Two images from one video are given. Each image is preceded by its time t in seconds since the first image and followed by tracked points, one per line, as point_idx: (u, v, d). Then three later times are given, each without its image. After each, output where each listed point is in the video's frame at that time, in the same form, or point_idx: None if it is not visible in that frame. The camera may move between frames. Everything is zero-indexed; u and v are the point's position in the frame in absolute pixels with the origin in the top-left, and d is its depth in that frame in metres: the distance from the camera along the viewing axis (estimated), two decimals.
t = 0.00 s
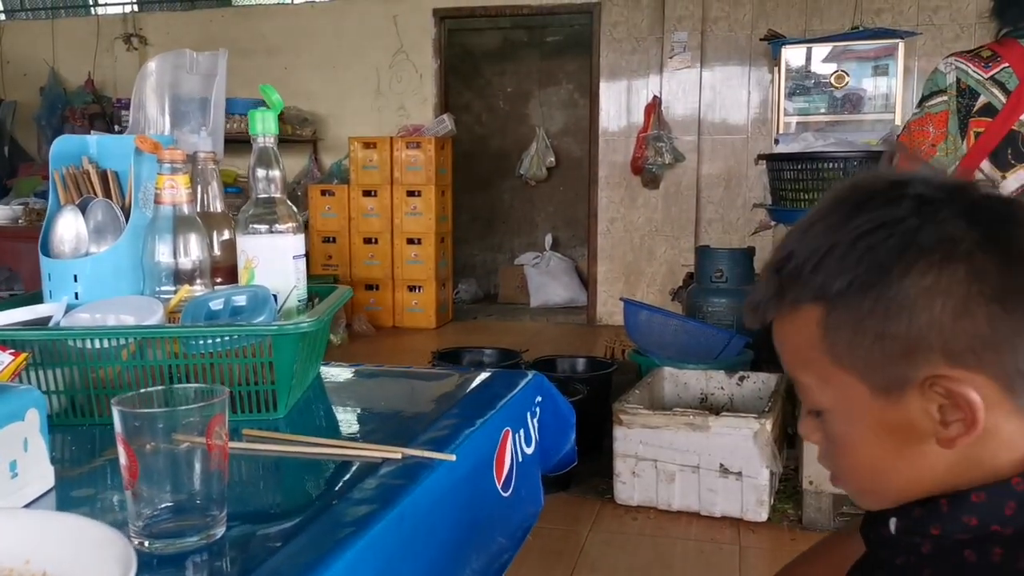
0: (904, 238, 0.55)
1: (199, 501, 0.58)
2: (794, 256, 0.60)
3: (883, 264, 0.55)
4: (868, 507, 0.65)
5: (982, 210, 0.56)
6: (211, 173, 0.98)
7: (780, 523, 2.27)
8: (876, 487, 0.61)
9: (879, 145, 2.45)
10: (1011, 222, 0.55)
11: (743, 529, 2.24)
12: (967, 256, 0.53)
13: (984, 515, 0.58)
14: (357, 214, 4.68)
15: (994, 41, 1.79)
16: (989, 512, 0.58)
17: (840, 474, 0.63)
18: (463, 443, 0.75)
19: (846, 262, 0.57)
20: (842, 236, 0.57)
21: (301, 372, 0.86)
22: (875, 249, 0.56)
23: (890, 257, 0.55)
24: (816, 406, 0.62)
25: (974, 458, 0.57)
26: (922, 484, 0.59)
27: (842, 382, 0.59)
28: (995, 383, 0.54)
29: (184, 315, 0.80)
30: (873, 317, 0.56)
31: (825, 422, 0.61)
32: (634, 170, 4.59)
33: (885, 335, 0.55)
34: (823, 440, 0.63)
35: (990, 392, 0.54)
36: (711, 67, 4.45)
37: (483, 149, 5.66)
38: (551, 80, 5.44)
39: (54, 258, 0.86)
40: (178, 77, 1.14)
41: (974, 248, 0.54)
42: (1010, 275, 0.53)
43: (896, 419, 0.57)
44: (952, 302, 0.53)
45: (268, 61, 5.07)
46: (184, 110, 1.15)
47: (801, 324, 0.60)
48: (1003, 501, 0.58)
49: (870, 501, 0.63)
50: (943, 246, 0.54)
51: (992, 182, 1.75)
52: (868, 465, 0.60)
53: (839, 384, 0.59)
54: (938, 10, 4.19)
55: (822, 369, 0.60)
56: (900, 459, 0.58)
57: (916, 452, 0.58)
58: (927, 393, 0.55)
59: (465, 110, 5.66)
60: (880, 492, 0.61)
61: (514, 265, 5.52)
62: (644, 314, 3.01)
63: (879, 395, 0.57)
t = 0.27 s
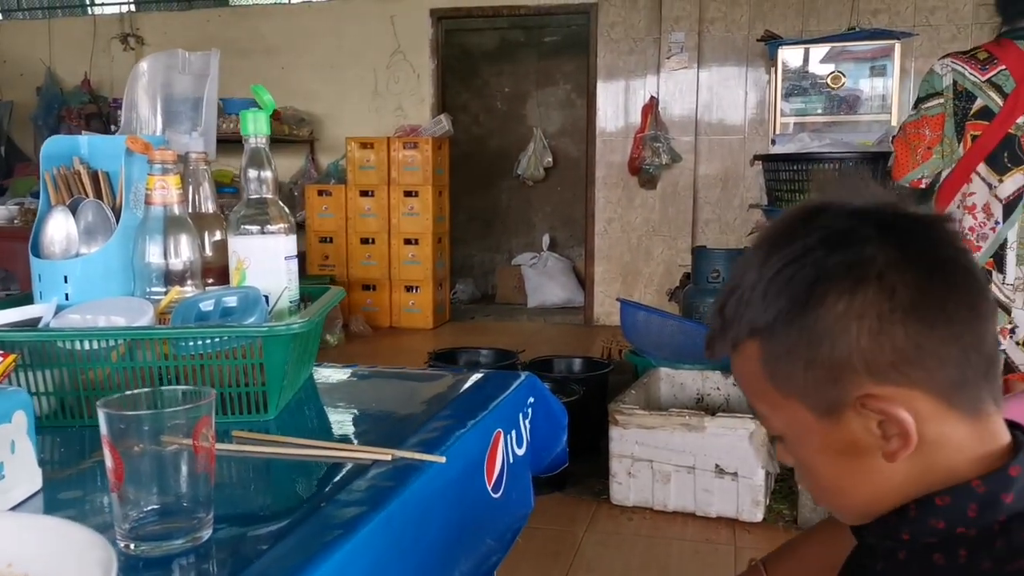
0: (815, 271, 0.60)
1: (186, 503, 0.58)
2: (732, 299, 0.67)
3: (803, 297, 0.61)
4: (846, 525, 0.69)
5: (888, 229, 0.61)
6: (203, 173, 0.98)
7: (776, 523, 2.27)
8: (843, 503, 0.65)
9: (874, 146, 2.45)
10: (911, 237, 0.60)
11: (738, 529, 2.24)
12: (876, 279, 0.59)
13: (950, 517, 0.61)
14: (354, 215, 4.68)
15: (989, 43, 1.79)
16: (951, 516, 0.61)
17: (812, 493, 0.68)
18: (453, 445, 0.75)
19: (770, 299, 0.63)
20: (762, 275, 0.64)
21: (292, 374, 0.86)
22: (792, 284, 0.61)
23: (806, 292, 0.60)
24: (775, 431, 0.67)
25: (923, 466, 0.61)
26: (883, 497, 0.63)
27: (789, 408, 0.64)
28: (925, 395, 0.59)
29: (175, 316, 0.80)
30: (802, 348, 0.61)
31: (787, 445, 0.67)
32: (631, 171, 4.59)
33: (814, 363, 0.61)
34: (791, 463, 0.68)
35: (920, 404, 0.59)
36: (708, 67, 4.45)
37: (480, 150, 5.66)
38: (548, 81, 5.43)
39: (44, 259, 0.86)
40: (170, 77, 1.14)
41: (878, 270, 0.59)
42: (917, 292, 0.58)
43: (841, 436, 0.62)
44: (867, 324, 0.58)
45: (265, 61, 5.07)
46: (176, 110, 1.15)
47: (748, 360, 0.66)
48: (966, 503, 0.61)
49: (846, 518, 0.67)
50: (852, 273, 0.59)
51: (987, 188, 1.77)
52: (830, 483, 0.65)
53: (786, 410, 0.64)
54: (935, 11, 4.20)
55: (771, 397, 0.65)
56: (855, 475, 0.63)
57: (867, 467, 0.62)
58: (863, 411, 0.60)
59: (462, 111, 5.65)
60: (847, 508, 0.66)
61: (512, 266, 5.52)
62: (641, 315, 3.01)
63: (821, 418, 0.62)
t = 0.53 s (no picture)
0: (787, 283, 0.61)
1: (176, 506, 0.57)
2: (705, 316, 0.66)
3: (779, 308, 0.61)
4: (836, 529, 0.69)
5: (854, 239, 0.62)
6: (194, 174, 0.97)
7: (768, 523, 2.27)
8: (831, 509, 0.65)
9: (866, 147, 2.46)
10: (875, 243, 0.61)
11: (731, 530, 2.24)
12: (849, 287, 0.59)
13: (930, 517, 0.61)
14: (346, 215, 4.67)
15: (984, 43, 1.80)
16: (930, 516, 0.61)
17: (799, 500, 0.68)
18: (445, 446, 0.74)
19: (745, 312, 0.63)
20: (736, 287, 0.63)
21: (284, 376, 0.85)
22: (767, 295, 0.61)
23: (782, 303, 0.60)
24: (758, 440, 0.67)
25: (907, 468, 0.61)
26: (869, 500, 0.64)
27: (771, 418, 0.64)
28: (905, 398, 0.59)
29: (165, 318, 0.80)
30: (781, 358, 0.61)
31: (770, 454, 0.67)
32: (625, 171, 4.60)
33: (794, 372, 0.61)
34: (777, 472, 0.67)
35: (901, 407, 0.59)
36: (701, 68, 4.46)
37: (474, 150, 5.65)
38: (542, 81, 5.44)
39: (34, 260, 0.86)
40: (161, 78, 1.13)
41: (849, 279, 0.59)
42: (890, 297, 0.59)
43: (825, 443, 0.62)
44: (843, 331, 0.59)
45: (257, 61, 5.05)
46: (167, 111, 1.14)
47: (727, 372, 0.66)
48: (945, 502, 0.61)
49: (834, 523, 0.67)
50: (824, 281, 0.59)
51: (980, 189, 1.78)
52: (817, 489, 0.65)
53: (769, 420, 0.64)
54: (927, 13, 4.22)
55: (753, 408, 0.65)
56: (840, 480, 0.63)
57: (851, 473, 0.62)
58: (845, 419, 0.60)
59: (455, 111, 5.64)
60: (835, 512, 0.66)
61: (505, 266, 5.51)
62: (634, 315, 3.01)
63: (803, 426, 0.62)
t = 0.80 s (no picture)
0: (788, 283, 0.61)
1: (171, 509, 0.57)
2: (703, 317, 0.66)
3: (779, 310, 0.61)
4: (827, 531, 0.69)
5: (853, 242, 0.62)
6: (190, 176, 0.97)
7: (763, 524, 2.28)
8: (824, 513, 0.66)
9: (861, 149, 2.47)
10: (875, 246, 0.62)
11: (726, 531, 2.25)
12: (849, 287, 0.60)
13: (920, 521, 0.61)
14: (341, 216, 4.67)
15: (980, 47, 1.81)
16: (921, 520, 0.61)
17: (792, 504, 0.68)
18: (440, 449, 0.74)
19: (747, 313, 0.63)
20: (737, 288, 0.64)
21: (279, 378, 0.85)
22: (767, 296, 0.62)
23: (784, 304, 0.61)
24: (754, 443, 0.67)
25: (902, 471, 0.62)
26: (863, 504, 0.64)
27: (769, 420, 0.64)
28: (904, 398, 0.60)
29: (160, 320, 0.80)
30: (782, 359, 0.61)
31: (766, 457, 0.67)
32: (620, 172, 4.60)
33: (795, 372, 0.61)
34: (770, 474, 0.68)
35: (901, 407, 0.60)
36: (696, 69, 4.48)
37: (469, 151, 5.66)
38: (537, 82, 5.44)
39: (29, 262, 0.86)
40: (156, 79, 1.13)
41: (849, 279, 0.60)
42: (888, 299, 0.60)
43: (822, 445, 0.62)
44: (846, 333, 0.59)
45: (252, 61, 5.05)
46: (163, 112, 1.14)
47: (724, 374, 0.66)
48: (934, 507, 0.60)
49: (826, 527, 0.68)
50: (826, 282, 0.60)
51: (979, 191, 1.78)
52: (811, 492, 0.65)
53: (765, 421, 0.65)
54: (921, 15, 4.23)
55: (751, 410, 0.66)
56: (835, 483, 0.63)
57: (848, 475, 0.63)
58: (846, 419, 0.60)
59: (451, 112, 5.64)
60: (828, 516, 0.66)
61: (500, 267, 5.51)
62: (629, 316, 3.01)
63: (802, 427, 0.63)
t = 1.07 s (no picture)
0: (849, 255, 0.60)
1: (167, 512, 0.57)
2: (747, 274, 0.65)
3: (832, 284, 0.60)
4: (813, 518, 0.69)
5: (912, 231, 0.62)
6: (186, 179, 0.97)
7: (759, 526, 2.28)
8: (823, 499, 0.65)
9: (857, 151, 2.47)
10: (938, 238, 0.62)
11: (722, 533, 2.25)
12: (910, 270, 0.60)
13: (911, 522, 0.62)
14: (338, 217, 4.66)
15: (980, 47, 1.72)
16: (909, 520, 0.62)
17: (789, 486, 0.67)
18: (436, 452, 0.75)
19: (799, 282, 0.62)
20: (794, 257, 0.62)
21: (274, 381, 0.85)
22: (824, 266, 0.61)
23: (841, 277, 0.60)
24: (767, 418, 0.66)
25: (920, 467, 0.62)
26: (867, 496, 0.64)
27: (795, 394, 0.63)
28: (941, 391, 0.60)
29: (156, 322, 0.80)
30: (827, 334, 0.61)
31: (777, 434, 0.66)
32: (616, 174, 4.61)
33: (840, 349, 0.60)
34: (772, 454, 0.67)
35: (937, 400, 0.60)
36: (693, 71, 4.48)
37: (465, 153, 5.66)
38: (533, 84, 5.45)
39: (24, 265, 0.85)
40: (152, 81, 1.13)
41: (910, 264, 0.60)
42: (944, 291, 0.60)
43: (851, 428, 0.62)
44: (899, 316, 0.59)
45: (249, 63, 5.04)
46: (159, 114, 1.14)
47: (756, 341, 0.64)
48: (927, 509, 0.62)
49: (814, 515, 0.67)
50: (890, 262, 0.60)
51: (982, 194, 1.70)
52: (819, 476, 0.64)
53: (792, 396, 0.63)
54: (916, 17, 4.24)
55: (777, 382, 0.64)
56: (851, 470, 0.63)
57: (866, 464, 0.63)
58: (883, 403, 0.60)
59: (447, 113, 5.65)
60: (823, 503, 0.66)
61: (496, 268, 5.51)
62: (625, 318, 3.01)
63: (832, 406, 0.62)
